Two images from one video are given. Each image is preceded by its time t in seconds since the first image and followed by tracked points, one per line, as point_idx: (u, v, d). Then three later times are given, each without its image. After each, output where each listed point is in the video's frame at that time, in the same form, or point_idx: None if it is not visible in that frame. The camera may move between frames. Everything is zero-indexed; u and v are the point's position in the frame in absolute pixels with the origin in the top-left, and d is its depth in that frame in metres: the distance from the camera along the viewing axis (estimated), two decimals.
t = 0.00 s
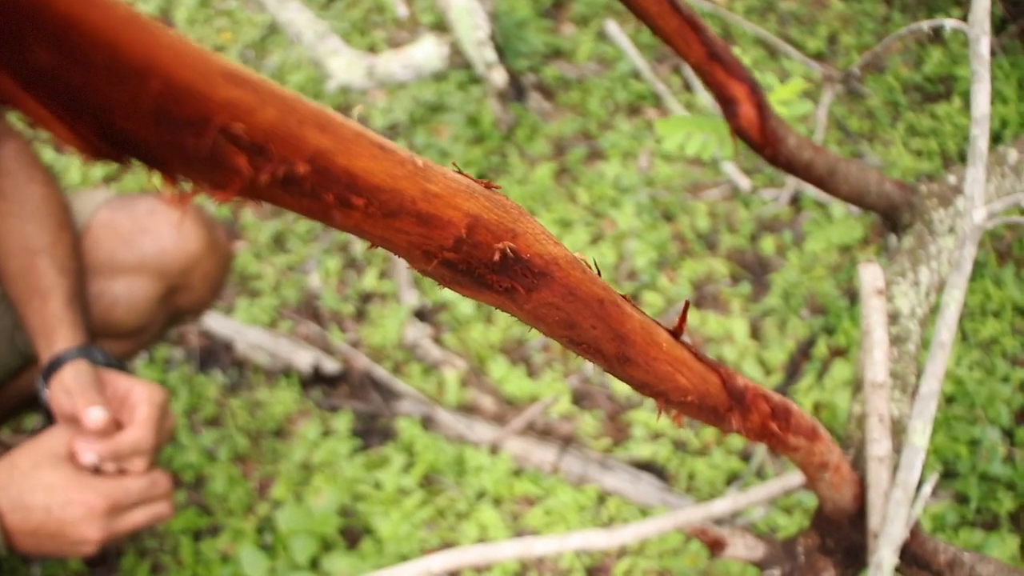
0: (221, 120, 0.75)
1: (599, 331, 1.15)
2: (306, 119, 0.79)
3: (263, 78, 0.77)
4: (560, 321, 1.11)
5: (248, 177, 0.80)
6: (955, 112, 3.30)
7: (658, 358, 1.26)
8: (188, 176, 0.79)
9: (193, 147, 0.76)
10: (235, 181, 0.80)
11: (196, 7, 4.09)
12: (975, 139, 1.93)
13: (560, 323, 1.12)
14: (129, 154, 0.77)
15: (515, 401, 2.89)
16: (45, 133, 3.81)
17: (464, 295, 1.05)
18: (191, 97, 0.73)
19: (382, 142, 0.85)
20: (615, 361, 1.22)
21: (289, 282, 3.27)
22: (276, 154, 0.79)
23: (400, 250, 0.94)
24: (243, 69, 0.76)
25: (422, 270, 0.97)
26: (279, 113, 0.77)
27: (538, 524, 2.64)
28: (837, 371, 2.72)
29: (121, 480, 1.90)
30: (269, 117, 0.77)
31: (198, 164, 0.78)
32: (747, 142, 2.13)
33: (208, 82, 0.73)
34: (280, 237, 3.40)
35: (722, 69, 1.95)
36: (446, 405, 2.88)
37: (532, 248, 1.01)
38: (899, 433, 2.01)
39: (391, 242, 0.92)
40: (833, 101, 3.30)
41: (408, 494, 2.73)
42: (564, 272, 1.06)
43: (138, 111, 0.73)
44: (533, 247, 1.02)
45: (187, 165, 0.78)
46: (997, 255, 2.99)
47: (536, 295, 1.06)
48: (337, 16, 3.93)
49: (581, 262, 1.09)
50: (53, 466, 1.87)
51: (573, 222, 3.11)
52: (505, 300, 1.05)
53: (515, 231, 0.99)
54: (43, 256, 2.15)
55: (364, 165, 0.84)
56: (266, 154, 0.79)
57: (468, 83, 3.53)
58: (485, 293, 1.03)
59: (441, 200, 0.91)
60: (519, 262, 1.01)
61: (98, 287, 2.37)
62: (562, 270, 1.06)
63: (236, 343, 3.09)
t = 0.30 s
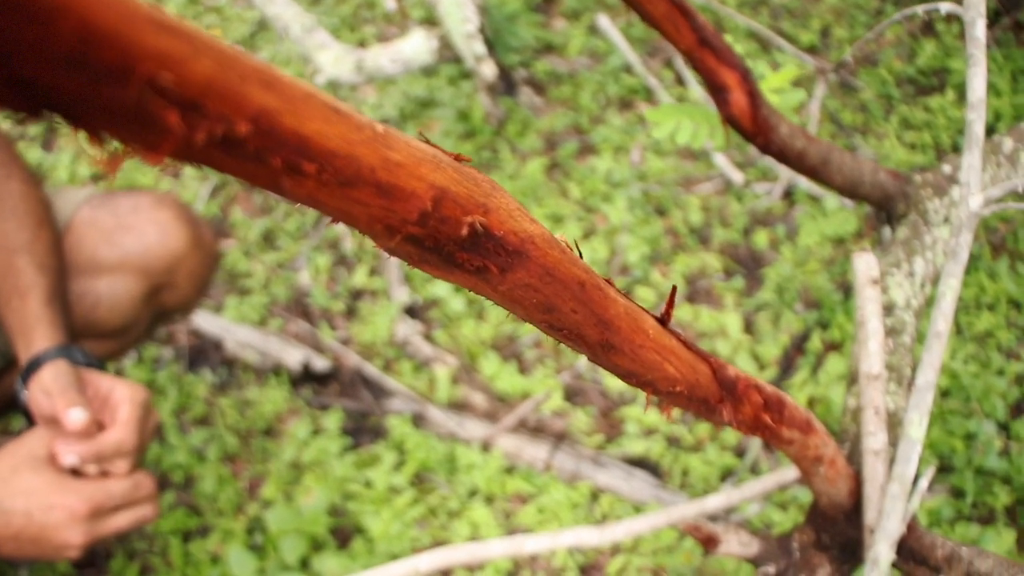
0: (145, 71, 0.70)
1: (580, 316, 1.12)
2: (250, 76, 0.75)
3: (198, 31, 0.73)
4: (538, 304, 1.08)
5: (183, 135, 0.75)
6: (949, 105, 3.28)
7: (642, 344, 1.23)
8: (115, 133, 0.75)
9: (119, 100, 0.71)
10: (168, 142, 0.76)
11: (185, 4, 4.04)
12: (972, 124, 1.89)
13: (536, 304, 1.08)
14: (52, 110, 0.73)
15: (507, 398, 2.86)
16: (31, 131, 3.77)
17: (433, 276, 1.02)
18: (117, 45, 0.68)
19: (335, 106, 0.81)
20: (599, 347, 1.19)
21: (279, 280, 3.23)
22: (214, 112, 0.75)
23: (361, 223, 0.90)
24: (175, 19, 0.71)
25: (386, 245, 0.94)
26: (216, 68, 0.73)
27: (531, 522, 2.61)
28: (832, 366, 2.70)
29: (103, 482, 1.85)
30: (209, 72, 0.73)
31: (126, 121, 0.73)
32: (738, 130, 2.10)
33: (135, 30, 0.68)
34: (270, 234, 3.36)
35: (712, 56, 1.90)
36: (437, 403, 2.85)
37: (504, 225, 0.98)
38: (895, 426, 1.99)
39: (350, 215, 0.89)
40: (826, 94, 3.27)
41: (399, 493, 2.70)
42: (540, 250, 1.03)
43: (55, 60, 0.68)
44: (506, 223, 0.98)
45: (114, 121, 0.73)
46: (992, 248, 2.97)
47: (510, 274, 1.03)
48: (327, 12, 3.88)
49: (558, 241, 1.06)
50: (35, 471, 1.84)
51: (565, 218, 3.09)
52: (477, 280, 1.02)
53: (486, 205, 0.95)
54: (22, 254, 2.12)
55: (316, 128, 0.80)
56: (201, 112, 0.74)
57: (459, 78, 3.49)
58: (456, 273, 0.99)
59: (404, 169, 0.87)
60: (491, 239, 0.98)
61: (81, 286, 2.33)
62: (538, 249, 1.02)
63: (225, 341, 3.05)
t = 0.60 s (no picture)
0: (42, 40, 0.63)
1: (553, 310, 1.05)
2: (167, 48, 0.67)
3: None
4: (506, 298, 1.01)
5: (90, 114, 0.67)
6: (943, 96, 3.25)
7: (621, 339, 1.16)
8: (18, 110, 0.67)
9: (16, 74, 0.64)
10: (75, 123, 0.68)
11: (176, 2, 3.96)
12: (966, 111, 1.85)
13: (505, 298, 1.00)
14: None
15: (500, 395, 2.82)
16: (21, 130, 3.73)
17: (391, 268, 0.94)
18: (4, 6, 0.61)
19: (268, 81, 0.73)
20: (575, 343, 1.12)
21: (269, 277, 3.19)
22: (125, 89, 0.67)
23: (305, 210, 0.83)
24: None
25: (334, 235, 0.86)
26: (126, 38, 0.65)
27: (524, 520, 2.57)
28: (828, 359, 2.67)
29: (78, 483, 1.82)
30: (116, 41, 0.65)
31: (24, 97, 0.66)
32: (728, 120, 2.06)
33: None
34: (261, 231, 3.33)
35: (701, 44, 1.86)
36: (429, 400, 2.81)
37: (467, 213, 0.90)
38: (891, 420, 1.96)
39: (293, 202, 0.81)
40: (819, 86, 3.24)
41: (390, 491, 2.67)
42: (506, 240, 0.95)
43: None
44: (469, 211, 0.90)
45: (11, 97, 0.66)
46: (988, 239, 2.94)
47: (474, 266, 0.95)
48: (318, 8, 3.83)
49: (528, 231, 0.98)
50: (9, 472, 1.82)
51: (558, 212, 3.05)
52: (438, 273, 0.94)
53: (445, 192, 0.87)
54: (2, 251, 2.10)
55: (246, 105, 0.72)
56: (108, 89, 0.66)
57: (450, 73, 3.46)
58: (415, 264, 0.92)
59: (349, 152, 0.79)
60: (450, 228, 0.90)
61: (63, 284, 2.31)
62: (504, 239, 0.95)
63: (216, 340, 3.02)
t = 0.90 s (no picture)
0: None
1: (528, 302, 0.99)
2: (84, 14, 0.59)
3: None
4: (476, 290, 0.94)
5: None
6: (938, 87, 3.22)
7: (603, 332, 1.10)
8: None
9: None
10: None
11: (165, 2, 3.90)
12: (961, 97, 1.81)
13: (474, 290, 0.94)
14: None
15: (492, 393, 2.79)
16: (8, 130, 3.69)
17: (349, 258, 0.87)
18: None
19: (200, 53, 0.66)
20: (552, 337, 1.06)
21: (259, 276, 3.15)
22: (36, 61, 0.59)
23: (248, 194, 0.76)
24: None
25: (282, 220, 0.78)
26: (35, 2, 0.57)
27: (517, 520, 2.55)
28: (824, 354, 2.64)
29: (60, 484, 1.80)
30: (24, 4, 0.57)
31: None
32: (719, 111, 2.03)
33: None
34: (250, 231, 3.29)
35: (690, 33, 1.82)
36: (420, 399, 2.78)
37: (429, 197, 0.83)
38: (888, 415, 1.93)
39: (234, 185, 0.74)
40: (813, 79, 3.21)
41: (381, 491, 2.63)
42: (473, 227, 0.89)
43: None
44: (432, 197, 0.84)
45: None
46: (984, 231, 2.91)
47: (438, 255, 0.88)
48: (307, 4, 3.78)
49: (497, 218, 0.91)
50: None
51: (550, 208, 3.02)
52: (400, 263, 0.87)
53: (404, 175, 0.81)
54: None
55: (177, 79, 0.65)
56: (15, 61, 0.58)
57: (440, 70, 3.43)
58: (374, 254, 0.85)
59: (295, 131, 0.72)
60: (411, 214, 0.83)
61: (47, 285, 2.27)
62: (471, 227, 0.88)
63: (205, 340, 2.97)
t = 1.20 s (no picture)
0: None
1: (502, 290, 0.94)
2: None
3: None
4: (446, 278, 0.89)
5: None
6: (933, 80, 3.19)
7: (585, 323, 1.05)
8: None
9: None
10: None
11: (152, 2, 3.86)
12: (955, 84, 1.79)
13: (444, 278, 0.88)
14: None
15: (484, 393, 2.75)
16: None
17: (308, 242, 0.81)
18: None
19: (131, 18, 0.60)
20: (530, 328, 1.01)
21: (248, 278, 3.10)
22: None
23: (193, 172, 0.70)
24: None
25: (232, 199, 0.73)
26: None
27: (510, 521, 2.51)
28: (819, 350, 2.61)
29: (41, 488, 1.80)
30: None
31: None
32: (709, 101, 1.99)
33: None
34: (239, 231, 3.24)
35: (679, 22, 1.78)
36: (411, 400, 2.74)
37: (393, 179, 0.78)
38: (884, 410, 1.90)
39: (176, 163, 0.68)
40: (806, 72, 3.18)
41: (372, 494, 2.59)
42: (442, 212, 0.83)
43: None
44: (398, 178, 0.78)
45: None
46: (981, 224, 2.88)
47: (405, 240, 0.83)
48: (295, 2, 3.74)
49: (468, 202, 0.86)
50: None
51: (541, 206, 2.99)
52: (363, 249, 0.82)
53: (366, 155, 0.75)
54: None
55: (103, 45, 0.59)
56: None
57: (430, 67, 3.39)
58: (333, 239, 0.80)
59: (241, 105, 0.66)
60: (373, 196, 0.77)
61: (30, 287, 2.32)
62: (440, 211, 0.83)
63: (193, 343, 2.92)
